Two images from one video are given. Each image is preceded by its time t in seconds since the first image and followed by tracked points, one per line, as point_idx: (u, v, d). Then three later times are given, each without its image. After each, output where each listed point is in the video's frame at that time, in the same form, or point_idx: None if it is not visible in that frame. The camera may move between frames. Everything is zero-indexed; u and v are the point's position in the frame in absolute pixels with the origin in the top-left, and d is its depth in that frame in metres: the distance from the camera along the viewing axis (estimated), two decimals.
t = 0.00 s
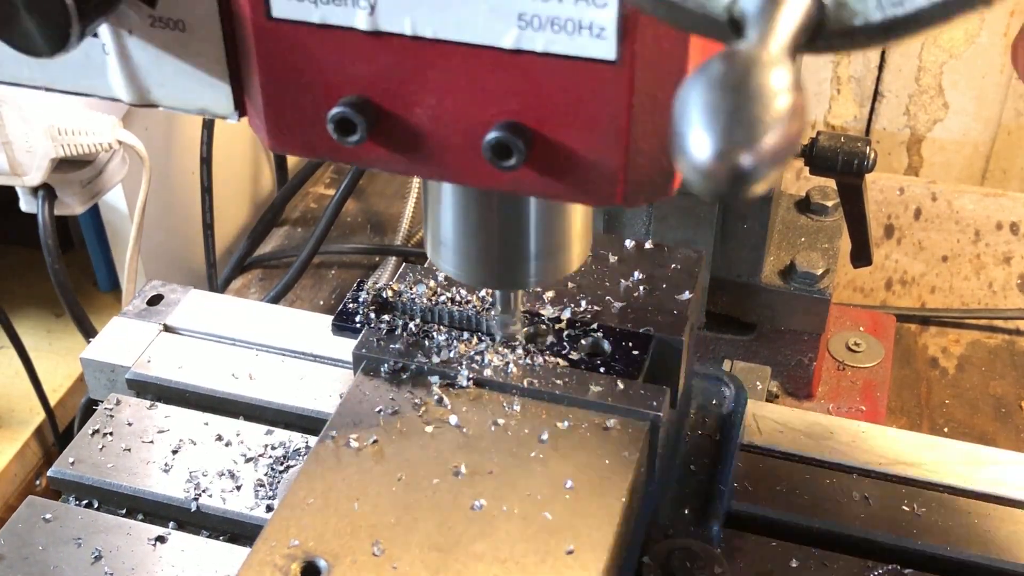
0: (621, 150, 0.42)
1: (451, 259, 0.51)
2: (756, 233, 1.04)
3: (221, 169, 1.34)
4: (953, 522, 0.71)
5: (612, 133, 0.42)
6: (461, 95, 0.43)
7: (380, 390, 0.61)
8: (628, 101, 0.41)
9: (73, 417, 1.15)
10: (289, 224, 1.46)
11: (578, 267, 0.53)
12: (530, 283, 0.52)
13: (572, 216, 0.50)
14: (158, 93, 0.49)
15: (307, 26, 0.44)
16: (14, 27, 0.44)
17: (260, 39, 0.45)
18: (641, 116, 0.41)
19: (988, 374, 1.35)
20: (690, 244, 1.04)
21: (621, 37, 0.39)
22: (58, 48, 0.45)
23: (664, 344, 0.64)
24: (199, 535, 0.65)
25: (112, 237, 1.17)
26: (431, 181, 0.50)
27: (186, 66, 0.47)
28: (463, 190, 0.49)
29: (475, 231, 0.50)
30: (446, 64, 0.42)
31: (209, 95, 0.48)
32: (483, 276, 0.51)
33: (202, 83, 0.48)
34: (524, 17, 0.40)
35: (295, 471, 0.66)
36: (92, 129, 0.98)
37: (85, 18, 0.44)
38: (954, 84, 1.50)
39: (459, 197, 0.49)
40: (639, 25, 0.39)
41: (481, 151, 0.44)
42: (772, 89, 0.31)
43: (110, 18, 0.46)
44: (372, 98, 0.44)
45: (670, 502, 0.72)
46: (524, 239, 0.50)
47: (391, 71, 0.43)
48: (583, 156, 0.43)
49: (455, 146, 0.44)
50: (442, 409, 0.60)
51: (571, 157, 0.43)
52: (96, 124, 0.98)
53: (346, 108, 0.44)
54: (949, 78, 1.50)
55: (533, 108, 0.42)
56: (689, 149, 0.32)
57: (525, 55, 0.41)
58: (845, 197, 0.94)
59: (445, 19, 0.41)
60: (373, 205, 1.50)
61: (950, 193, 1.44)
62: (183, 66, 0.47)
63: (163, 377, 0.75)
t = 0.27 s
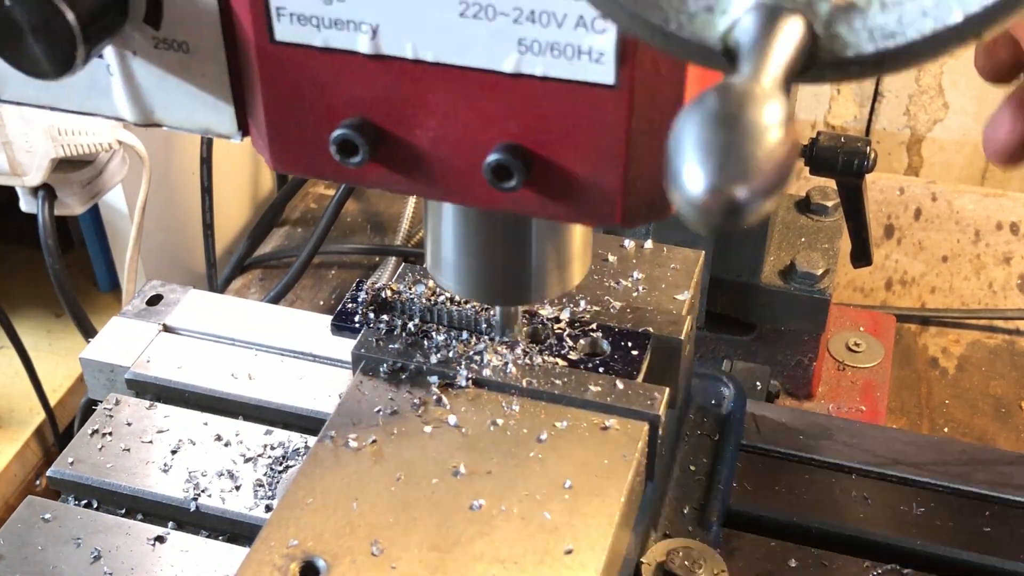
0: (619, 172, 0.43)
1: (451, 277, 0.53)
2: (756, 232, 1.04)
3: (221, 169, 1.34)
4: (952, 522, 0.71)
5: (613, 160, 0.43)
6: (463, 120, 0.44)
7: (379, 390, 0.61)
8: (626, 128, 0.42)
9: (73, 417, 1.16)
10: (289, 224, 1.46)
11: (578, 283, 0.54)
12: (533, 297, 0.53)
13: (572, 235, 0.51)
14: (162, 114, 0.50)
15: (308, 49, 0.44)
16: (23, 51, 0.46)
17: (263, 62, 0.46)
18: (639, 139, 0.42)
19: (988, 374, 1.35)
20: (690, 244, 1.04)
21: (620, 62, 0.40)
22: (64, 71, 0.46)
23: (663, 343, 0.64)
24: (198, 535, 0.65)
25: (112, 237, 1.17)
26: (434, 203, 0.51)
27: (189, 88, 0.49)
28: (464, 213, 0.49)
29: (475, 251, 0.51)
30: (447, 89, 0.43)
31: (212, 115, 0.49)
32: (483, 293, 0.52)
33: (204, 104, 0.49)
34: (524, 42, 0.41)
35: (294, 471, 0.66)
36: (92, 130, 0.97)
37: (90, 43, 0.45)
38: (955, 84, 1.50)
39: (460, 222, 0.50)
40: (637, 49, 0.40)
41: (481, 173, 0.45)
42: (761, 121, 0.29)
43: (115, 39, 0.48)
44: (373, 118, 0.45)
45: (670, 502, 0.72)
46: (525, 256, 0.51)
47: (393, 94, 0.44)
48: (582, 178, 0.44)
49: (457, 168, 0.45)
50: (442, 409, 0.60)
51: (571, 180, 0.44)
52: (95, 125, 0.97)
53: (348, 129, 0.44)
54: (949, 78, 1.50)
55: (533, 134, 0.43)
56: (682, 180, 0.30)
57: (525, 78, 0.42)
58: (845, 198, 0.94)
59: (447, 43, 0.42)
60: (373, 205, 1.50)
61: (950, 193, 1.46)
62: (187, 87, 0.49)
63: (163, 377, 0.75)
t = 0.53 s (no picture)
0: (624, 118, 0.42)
1: (451, 237, 0.51)
2: (755, 233, 1.04)
3: (221, 169, 1.34)
4: (948, 521, 0.71)
5: (616, 103, 0.42)
6: (461, 64, 0.43)
7: (374, 388, 0.61)
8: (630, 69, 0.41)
9: (73, 417, 1.16)
10: (289, 225, 1.46)
11: (580, 244, 0.53)
12: (532, 262, 0.52)
13: (573, 192, 0.50)
14: (154, 69, 0.48)
15: None
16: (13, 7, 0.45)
17: (257, 11, 0.45)
18: (646, 80, 0.41)
19: (988, 374, 1.35)
20: (690, 244, 1.04)
21: (622, 5, 0.39)
22: (53, 18, 0.45)
23: (658, 342, 0.64)
24: (194, 534, 0.65)
25: (111, 237, 1.17)
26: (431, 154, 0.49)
27: (180, 37, 0.47)
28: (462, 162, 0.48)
29: (475, 211, 0.50)
30: (446, 32, 0.42)
31: (206, 69, 0.48)
32: (483, 255, 0.51)
33: (200, 57, 0.48)
34: None
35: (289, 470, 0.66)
36: (92, 129, 0.98)
37: None
38: (954, 84, 1.50)
39: (459, 171, 0.49)
40: None
41: (481, 123, 0.44)
42: (772, 41, 0.34)
43: None
44: (370, 68, 0.44)
45: (665, 501, 0.72)
46: (525, 217, 0.50)
47: (390, 41, 0.43)
48: (585, 127, 0.43)
49: (456, 118, 0.44)
50: (436, 408, 0.60)
51: (573, 129, 0.43)
52: (96, 124, 0.98)
53: (345, 78, 0.44)
54: (949, 78, 1.50)
55: (535, 78, 0.42)
56: (691, 100, 0.35)
57: (526, 22, 0.41)
58: (844, 197, 0.94)
59: None
60: (373, 205, 1.50)
61: (950, 193, 1.46)
62: (177, 37, 0.47)
63: (158, 376, 0.75)
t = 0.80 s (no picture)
0: (623, 131, 0.42)
1: (451, 247, 0.52)
2: (756, 232, 1.04)
3: (221, 169, 1.34)
4: (948, 521, 0.71)
5: (615, 116, 0.42)
6: (461, 77, 0.43)
7: (374, 388, 0.61)
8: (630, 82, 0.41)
9: (73, 417, 1.16)
10: (289, 225, 1.46)
11: (579, 255, 0.53)
12: (531, 271, 0.52)
13: (572, 203, 0.50)
14: (157, 80, 0.48)
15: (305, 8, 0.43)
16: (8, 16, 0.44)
17: (259, 24, 0.45)
18: (645, 93, 0.41)
19: (988, 374, 1.35)
20: (690, 244, 1.03)
21: (622, 19, 0.39)
22: (55, 32, 0.44)
23: (657, 342, 0.64)
24: (194, 534, 0.65)
25: (112, 237, 1.17)
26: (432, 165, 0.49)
27: (182, 49, 0.47)
28: (462, 173, 0.48)
29: (475, 221, 0.50)
30: (446, 45, 0.42)
31: (207, 80, 0.48)
32: (482, 265, 0.51)
33: (202, 69, 0.48)
34: None
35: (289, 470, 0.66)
36: (93, 129, 0.98)
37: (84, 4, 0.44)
38: (954, 84, 1.50)
39: (459, 181, 0.49)
40: (640, 6, 0.39)
41: (481, 135, 0.44)
42: (773, 60, 0.32)
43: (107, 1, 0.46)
44: (371, 80, 0.44)
45: (665, 501, 0.72)
46: (524, 227, 0.50)
47: (391, 54, 0.43)
48: (584, 139, 0.43)
49: (456, 130, 0.44)
50: (436, 408, 0.60)
51: (572, 141, 0.43)
52: (96, 124, 0.98)
53: (345, 90, 0.44)
54: (949, 78, 1.50)
55: (534, 91, 0.42)
56: (688, 120, 0.33)
57: (526, 36, 0.41)
58: (844, 197, 0.94)
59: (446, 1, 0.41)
60: (373, 205, 1.50)
61: (950, 193, 1.45)
62: (180, 49, 0.47)
63: (158, 376, 0.75)
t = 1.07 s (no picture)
0: (623, 134, 0.42)
1: (451, 249, 0.52)
2: (756, 233, 1.04)
3: (221, 169, 1.34)
4: (948, 520, 0.71)
5: (615, 118, 0.42)
6: (461, 79, 0.43)
7: (374, 388, 0.61)
8: (629, 85, 0.41)
9: (73, 417, 1.16)
10: (289, 225, 1.46)
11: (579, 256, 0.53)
12: (531, 273, 0.52)
13: (572, 205, 0.50)
14: (157, 83, 0.48)
15: (305, 10, 0.43)
16: (12, 15, 0.44)
17: (260, 27, 0.45)
18: (645, 96, 0.41)
19: (988, 374, 1.35)
20: (690, 244, 1.03)
21: (622, 22, 0.39)
22: (54, 35, 0.45)
23: (658, 343, 0.64)
24: (194, 534, 0.65)
25: (112, 237, 1.17)
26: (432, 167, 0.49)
27: (182, 52, 0.47)
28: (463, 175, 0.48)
29: (475, 223, 0.50)
30: (447, 48, 0.42)
31: (208, 83, 0.48)
32: (482, 267, 0.51)
33: (202, 71, 0.48)
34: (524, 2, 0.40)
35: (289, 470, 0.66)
36: (93, 129, 0.99)
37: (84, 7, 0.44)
38: (954, 84, 1.51)
39: (459, 183, 0.49)
40: (640, 10, 0.39)
41: (481, 138, 0.44)
42: (774, 64, 0.32)
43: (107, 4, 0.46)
44: (372, 83, 0.44)
45: (665, 501, 0.72)
46: (523, 229, 0.50)
47: (391, 56, 0.43)
48: (584, 142, 0.43)
49: (456, 133, 0.44)
50: (436, 408, 0.60)
51: (572, 144, 0.43)
52: (96, 124, 0.99)
53: (345, 93, 0.44)
54: (949, 78, 1.50)
55: (534, 94, 0.42)
56: (689, 126, 0.33)
57: (526, 39, 0.41)
58: (845, 197, 0.94)
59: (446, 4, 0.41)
60: (373, 205, 1.50)
61: (951, 193, 1.46)
62: (180, 51, 0.47)
63: (158, 376, 0.74)
